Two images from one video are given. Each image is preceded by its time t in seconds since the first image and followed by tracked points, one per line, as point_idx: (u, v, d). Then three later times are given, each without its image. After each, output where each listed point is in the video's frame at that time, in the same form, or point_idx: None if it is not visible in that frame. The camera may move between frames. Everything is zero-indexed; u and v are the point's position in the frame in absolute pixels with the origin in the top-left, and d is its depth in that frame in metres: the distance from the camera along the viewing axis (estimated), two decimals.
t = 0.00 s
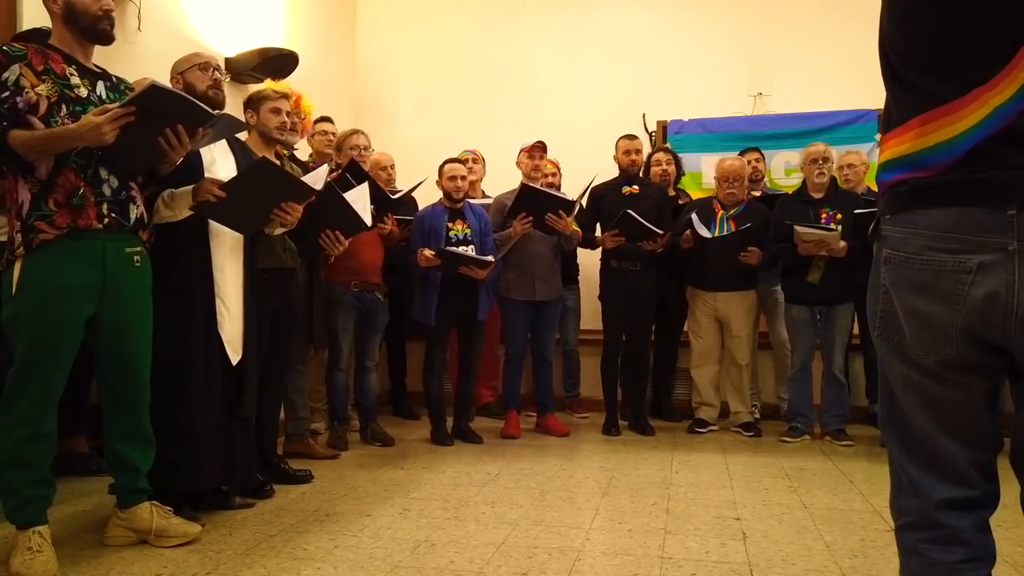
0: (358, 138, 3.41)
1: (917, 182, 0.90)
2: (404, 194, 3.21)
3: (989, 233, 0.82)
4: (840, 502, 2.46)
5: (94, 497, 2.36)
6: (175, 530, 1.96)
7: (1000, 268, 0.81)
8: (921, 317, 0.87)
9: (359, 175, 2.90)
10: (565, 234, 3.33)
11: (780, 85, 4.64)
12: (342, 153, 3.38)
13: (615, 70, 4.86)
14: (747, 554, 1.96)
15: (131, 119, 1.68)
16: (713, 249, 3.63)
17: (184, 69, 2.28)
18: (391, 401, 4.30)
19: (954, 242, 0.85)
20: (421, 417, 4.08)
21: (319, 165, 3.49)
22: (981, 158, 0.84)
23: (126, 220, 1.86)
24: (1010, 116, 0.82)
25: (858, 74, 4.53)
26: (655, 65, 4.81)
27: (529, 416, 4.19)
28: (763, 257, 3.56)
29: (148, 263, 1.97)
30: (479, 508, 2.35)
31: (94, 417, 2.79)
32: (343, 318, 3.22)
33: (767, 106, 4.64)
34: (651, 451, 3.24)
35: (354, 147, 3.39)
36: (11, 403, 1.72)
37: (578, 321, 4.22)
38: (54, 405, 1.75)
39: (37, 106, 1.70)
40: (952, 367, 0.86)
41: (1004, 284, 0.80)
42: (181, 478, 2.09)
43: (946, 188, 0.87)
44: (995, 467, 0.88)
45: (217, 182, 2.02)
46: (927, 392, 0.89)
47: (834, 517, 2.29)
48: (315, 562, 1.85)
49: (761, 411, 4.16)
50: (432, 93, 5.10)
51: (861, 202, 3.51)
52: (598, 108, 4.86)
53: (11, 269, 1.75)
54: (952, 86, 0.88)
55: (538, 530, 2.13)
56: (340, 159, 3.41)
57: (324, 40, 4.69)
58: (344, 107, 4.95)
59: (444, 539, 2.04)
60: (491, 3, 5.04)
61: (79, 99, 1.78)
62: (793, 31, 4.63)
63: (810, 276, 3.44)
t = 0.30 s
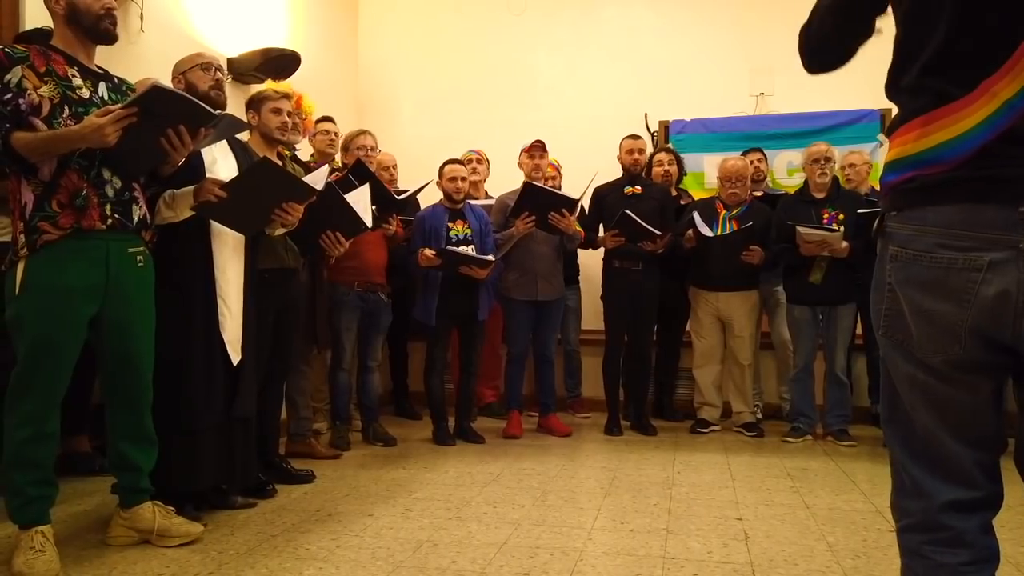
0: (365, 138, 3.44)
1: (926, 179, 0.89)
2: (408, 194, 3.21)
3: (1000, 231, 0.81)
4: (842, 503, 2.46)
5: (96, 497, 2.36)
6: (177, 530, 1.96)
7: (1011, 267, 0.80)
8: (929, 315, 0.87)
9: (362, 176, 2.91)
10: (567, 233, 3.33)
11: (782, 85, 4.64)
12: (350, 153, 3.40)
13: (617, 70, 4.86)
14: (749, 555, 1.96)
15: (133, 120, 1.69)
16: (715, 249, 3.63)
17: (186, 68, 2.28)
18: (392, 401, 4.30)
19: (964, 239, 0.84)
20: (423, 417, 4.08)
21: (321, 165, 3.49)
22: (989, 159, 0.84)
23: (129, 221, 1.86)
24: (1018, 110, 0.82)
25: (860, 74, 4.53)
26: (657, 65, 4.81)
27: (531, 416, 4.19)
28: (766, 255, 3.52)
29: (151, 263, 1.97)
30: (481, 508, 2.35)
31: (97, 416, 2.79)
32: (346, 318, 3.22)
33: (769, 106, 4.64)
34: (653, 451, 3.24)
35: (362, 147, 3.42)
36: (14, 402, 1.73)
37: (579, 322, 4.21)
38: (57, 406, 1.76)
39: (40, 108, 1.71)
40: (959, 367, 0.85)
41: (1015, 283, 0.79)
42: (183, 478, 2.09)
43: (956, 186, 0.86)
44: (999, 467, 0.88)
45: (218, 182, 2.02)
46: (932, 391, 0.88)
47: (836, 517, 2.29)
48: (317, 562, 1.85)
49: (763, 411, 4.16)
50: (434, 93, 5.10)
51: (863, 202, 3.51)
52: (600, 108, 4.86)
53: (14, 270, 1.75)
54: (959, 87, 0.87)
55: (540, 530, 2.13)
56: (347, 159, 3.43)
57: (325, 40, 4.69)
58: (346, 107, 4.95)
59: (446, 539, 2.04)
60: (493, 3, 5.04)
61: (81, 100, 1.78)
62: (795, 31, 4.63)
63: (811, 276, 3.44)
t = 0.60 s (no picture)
0: (372, 138, 3.44)
1: (940, 171, 0.89)
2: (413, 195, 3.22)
3: (1014, 226, 0.81)
4: (844, 503, 2.46)
5: (98, 497, 2.36)
6: (179, 530, 1.96)
7: None
8: (941, 311, 0.85)
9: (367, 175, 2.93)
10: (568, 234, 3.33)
11: (784, 85, 4.63)
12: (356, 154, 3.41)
13: (618, 70, 4.86)
14: (751, 555, 1.95)
15: (136, 120, 1.69)
16: (717, 249, 3.63)
17: (188, 68, 2.28)
18: (394, 400, 4.30)
19: (978, 233, 0.84)
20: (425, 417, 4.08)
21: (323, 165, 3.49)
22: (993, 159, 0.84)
23: (132, 221, 1.86)
24: None
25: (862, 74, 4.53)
26: (658, 65, 4.81)
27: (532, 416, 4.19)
28: (768, 254, 3.51)
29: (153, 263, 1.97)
30: (483, 508, 2.35)
31: (99, 416, 2.79)
32: (348, 318, 3.23)
33: (771, 106, 4.64)
34: (655, 451, 3.24)
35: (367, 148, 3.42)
36: (17, 402, 1.73)
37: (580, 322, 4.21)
38: (58, 406, 1.76)
39: (43, 108, 1.71)
40: (969, 365, 0.84)
41: None
42: (186, 478, 2.09)
43: (972, 179, 0.86)
44: (1002, 468, 0.88)
45: (220, 182, 2.01)
46: (941, 389, 0.87)
47: (838, 518, 2.29)
48: (319, 562, 1.85)
49: (765, 411, 4.16)
50: (435, 93, 5.11)
51: (864, 202, 3.51)
52: (602, 108, 4.86)
53: (17, 270, 1.75)
54: (963, 87, 0.87)
55: (542, 530, 2.13)
56: (352, 159, 3.43)
57: (327, 40, 4.70)
58: (348, 107, 4.95)
59: (448, 539, 2.04)
60: (494, 3, 5.04)
61: (84, 100, 1.79)
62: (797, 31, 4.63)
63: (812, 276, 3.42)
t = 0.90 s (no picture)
0: (376, 138, 3.45)
1: (968, 157, 0.84)
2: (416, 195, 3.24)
3: None
4: (846, 503, 2.45)
5: (101, 497, 2.36)
6: (181, 530, 1.96)
7: None
8: (965, 305, 0.81)
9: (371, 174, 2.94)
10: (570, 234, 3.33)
11: (786, 85, 4.63)
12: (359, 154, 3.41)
13: (620, 70, 4.86)
14: (753, 555, 1.95)
15: (139, 121, 1.69)
16: (719, 249, 3.63)
17: (189, 68, 2.28)
18: (396, 400, 4.31)
19: (1006, 225, 0.79)
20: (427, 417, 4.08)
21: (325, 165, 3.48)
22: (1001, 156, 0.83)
23: (134, 222, 1.87)
24: None
25: (864, 74, 4.53)
26: (660, 65, 4.81)
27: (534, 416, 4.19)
28: (769, 255, 3.51)
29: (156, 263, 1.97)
30: (484, 508, 2.35)
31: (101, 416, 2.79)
32: (351, 318, 3.22)
33: (773, 105, 4.64)
34: (657, 452, 3.24)
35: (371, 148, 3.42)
36: (20, 402, 1.73)
37: (582, 322, 4.21)
38: (62, 406, 1.76)
39: (46, 108, 1.71)
40: (990, 363, 0.81)
41: None
42: (190, 478, 2.10)
43: (1002, 165, 0.82)
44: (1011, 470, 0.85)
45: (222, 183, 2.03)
46: (958, 389, 0.83)
47: (840, 518, 2.28)
48: (321, 562, 1.85)
49: (767, 411, 4.16)
50: (437, 93, 5.11)
51: (866, 202, 3.51)
52: (604, 108, 4.86)
53: (21, 270, 1.75)
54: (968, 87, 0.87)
55: (544, 530, 2.13)
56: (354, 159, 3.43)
57: (329, 40, 4.70)
58: (350, 107, 4.96)
59: (449, 539, 2.04)
60: (496, 3, 5.04)
61: (87, 101, 1.79)
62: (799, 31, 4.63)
63: (815, 276, 3.43)
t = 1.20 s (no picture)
0: (377, 138, 3.46)
1: (995, 151, 0.78)
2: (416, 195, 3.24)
3: None
4: (849, 503, 2.45)
5: (103, 497, 2.36)
6: (183, 529, 1.96)
7: None
8: (988, 302, 0.76)
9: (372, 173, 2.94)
10: (572, 233, 3.33)
11: (788, 85, 4.63)
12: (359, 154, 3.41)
13: (622, 70, 4.85)
14: (755, 556, 1.95)
15: (142, 121, 1.69)
16: (721, 249, 3.62)
17: (192, 68, 2.28)
18: (398, 400, 4.31)
19: None
20: (429, 417, 4.08)
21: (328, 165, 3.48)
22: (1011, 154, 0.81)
23: (137, 222, 1.86)
24: None
25: (867, 74, 4.52)
26: (662, 65, 4.80)
27: (535, 416, 4.18)
28: (771, 256, 3.52)
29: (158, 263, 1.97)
30: (486, 508, 2.35)
31: (104, 416, 2.80)
32: (353, 317, 3.23)
33: (774, 105, 4.64)
34: (659, 452, 3.24)
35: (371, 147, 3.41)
36: (22, 402, 1.73)
37: (583, 322, 4.21)
38: (64, 406, 1.76)
39: (49, 109, 1.71)
40: (1012, 362, 0.75)
41: None
42: (194, 478, 2.10)
43: None
44: None
45: (226, 183, 2.01)
46: (978, 389, 0.77)
47: (842, 519, 2.28)
48: (323, 562, 1.85)
49: (769, 411, 4.17)
50: (439, 93, 5.11)
51: (869, 202, 3.50)
52: (605, 108, 4.86)
53: (24, 270, 1.75)
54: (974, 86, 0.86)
55: (546, 530, 2.13)
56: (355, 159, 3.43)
57: (331, 40, 4.70)
58: (352, 106, 4.96)
59: (451, 539, 2.04)
60: (497, 3, 5.04)
61: (90, 101, 1.79)
62: (801, 30, 4.63)
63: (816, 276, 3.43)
